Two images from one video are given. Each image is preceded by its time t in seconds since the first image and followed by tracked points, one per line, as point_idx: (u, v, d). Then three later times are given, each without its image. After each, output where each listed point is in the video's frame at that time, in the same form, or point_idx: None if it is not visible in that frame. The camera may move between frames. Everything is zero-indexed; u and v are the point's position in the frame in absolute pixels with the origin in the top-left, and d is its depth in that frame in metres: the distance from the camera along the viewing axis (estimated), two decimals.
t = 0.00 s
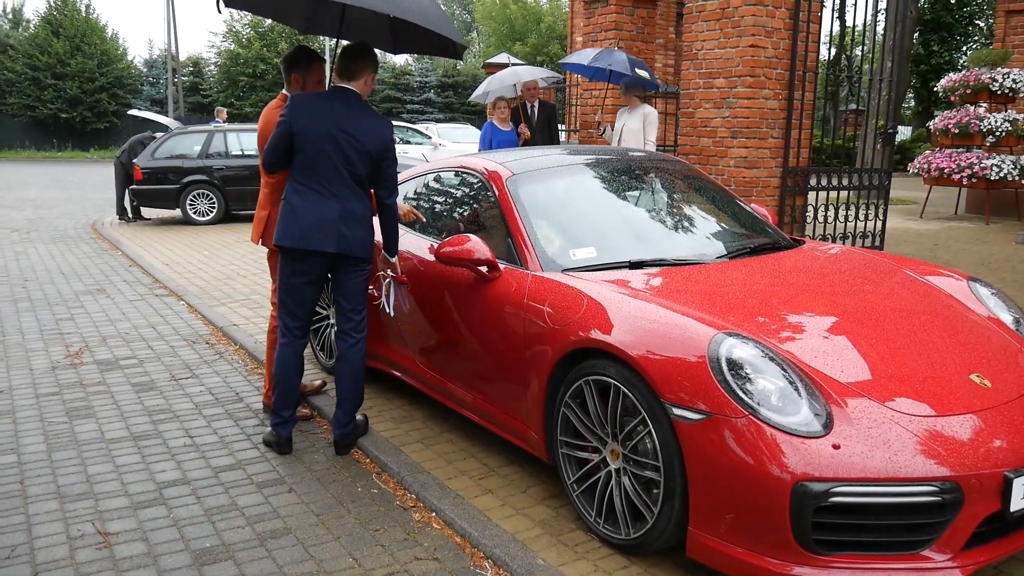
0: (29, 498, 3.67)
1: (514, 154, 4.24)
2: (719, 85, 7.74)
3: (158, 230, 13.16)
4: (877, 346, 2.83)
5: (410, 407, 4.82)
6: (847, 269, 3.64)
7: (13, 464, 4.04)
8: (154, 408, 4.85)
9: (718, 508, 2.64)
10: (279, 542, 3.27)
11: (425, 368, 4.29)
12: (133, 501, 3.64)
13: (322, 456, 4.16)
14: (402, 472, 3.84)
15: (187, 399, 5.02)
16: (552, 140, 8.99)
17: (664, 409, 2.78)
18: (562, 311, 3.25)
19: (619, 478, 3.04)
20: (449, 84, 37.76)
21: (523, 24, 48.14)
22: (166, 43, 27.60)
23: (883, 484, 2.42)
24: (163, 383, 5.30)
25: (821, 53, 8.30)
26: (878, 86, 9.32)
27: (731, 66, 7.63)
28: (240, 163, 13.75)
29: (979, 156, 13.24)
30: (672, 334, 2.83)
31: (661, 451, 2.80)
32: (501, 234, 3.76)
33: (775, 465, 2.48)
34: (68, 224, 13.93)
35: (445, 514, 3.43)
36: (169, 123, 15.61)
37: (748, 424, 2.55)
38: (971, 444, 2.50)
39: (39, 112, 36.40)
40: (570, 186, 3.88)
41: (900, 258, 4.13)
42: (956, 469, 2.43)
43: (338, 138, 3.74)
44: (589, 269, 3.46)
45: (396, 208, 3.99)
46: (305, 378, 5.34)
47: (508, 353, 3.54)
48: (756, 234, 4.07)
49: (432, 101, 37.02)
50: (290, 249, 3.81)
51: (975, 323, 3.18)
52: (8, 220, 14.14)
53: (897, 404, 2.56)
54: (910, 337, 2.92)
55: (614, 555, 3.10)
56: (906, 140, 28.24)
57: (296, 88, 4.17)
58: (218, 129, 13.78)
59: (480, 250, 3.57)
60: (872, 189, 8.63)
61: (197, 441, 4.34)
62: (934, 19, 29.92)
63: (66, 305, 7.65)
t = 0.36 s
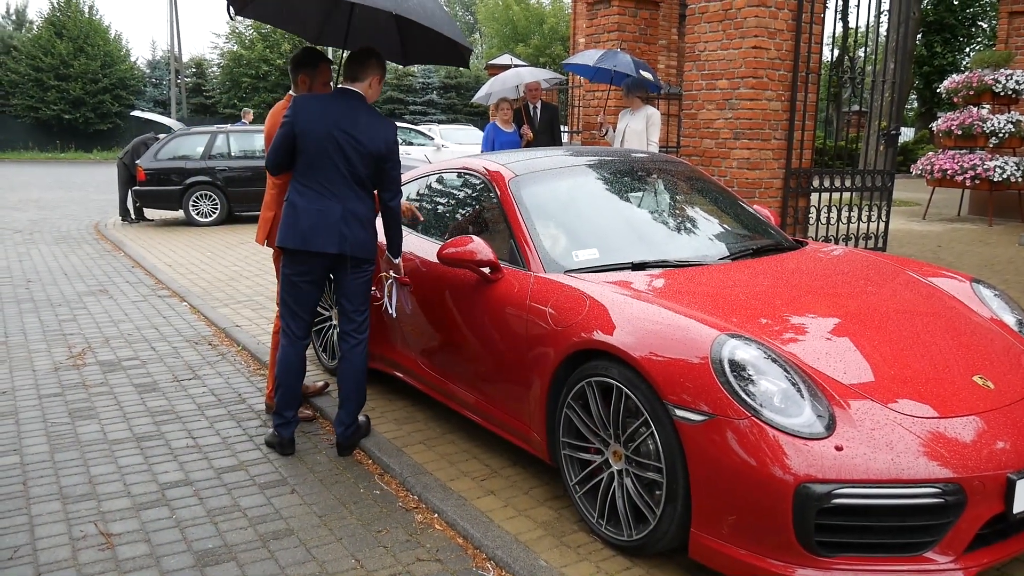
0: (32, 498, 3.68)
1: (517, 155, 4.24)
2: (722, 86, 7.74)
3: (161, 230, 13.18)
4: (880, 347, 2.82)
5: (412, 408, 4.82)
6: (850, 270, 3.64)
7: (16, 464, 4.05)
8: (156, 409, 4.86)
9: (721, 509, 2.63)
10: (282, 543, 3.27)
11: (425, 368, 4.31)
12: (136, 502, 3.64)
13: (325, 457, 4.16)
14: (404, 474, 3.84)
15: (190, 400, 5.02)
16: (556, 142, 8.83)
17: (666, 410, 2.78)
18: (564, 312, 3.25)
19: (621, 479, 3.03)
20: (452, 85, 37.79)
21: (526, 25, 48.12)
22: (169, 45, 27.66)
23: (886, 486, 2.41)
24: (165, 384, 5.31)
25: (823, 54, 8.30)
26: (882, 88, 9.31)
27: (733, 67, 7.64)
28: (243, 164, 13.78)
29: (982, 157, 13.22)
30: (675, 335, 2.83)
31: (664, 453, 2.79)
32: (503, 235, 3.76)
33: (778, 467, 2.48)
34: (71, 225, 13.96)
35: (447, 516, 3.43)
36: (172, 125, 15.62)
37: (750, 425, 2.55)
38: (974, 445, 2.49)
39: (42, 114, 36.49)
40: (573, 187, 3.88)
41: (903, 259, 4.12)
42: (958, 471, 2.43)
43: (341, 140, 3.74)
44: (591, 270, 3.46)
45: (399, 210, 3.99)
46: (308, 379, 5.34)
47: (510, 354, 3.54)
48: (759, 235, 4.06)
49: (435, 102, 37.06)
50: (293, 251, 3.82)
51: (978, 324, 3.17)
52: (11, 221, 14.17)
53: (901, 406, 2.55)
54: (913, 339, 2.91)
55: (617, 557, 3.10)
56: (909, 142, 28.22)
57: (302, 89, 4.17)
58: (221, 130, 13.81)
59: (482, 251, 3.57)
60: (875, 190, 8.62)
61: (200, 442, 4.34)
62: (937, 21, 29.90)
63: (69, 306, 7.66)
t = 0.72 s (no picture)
0: (33, 499, 3.68)
1: (518, 157, 4.24)
2: (724, 87, 7.75)
3: (162, 232, 13.19)
4: (881, 349, 2.82)
5: (414, 409, 4.82)
6: (851, 271, 3.63)
7: (17, 466, 4.04)
8: (158, 410, 4.86)
9: (723, 510, 2.63)
10: (283, 544, 3.27)
11: (425, 369, 4.32)
12: (137, 503, 3.64)
13: (326, 458, 4.16)
14: (406, 475, 3.84)
15: (191, 401, 5.02)
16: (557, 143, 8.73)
17: (668, 411, 2.77)
18: (566, 313, 3.24)
19: (623, 480, 3.03)
20: (453, 87, 37.79)
21: (527, 26, 48.12)
22: (171, 46, 27.69)
23: (888, 487, 2.41)
24: (167, 385, 5.31)
25: (825, 56, 8.30)
26: (883, 89, 9.31)
27: (735, 68, 7.64)
28: (244, 165, 13.79)
29: (983, 158, 13.21)
30: (677, 336, 2.83)
31: (665, 453, 2.79)
32: (505, 236, 3.76)
33: (780, 468, 2.47)
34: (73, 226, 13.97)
35: (449, 517, 3.43)
36: (174, 126, 15.63)
37: (752, 426, 2.55)
38: (976, 446, 2.49)
39: (43, 115, 36.51)
40: (574, 189, 3.88)
41: (905, 261, 4.12)
42: (960, 473, 2.43)
43: (344, 142, 3.75)
44: (593, 271, 3.46)
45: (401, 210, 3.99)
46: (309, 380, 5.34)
47: (512, 355, 3.53)
48: (760, 236, 4.06)
49: (436, 103, 37.12)
50: (296, 252, 3.82)
51: (979, 326, 3.16)
52: (12, 222, 14.17)
53: (902, 407, 2.55)
54: (915, 340, 2.91)
55: (618, 558, 3.10)
56: (910, 143, 28.22)
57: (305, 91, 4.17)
58: (223, 131, 13.82)
59: (484, 252, 3.57)
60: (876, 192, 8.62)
61: (201, 443, 4.34)
62: (938, 22, 29.89)
63: (71, 307, 7.66)
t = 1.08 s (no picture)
0: (34, 500, 3.68)
1: (519, 157, 4.24)
2: (725, 88, 7.75)
3: (163, 232, 13.20)
4: (882, 349, 2.82)
5: (415, 410, 4.82)
6: (852, 272, 3.63)
7: (18, 466, 4.05)
8: (159, 410, 4.86)
9: (724, 510, 2.63)
10: (284, 545, 3.27)
11: (425, 369, 4.33)
12: (138, 503, 3.65)
13: (327, 458, 4.16)
14: (407, 475, 3.84)
15: (192, 401, 5.02)
16: (558, 143, 8.71)
17: (669, 412, 2.77)
18: (567, 313, 3.24)
19: (623, 481, 3.03)
20: (454, 87, 37.73)
21: (528, 26, 48.08)
22: (171, 46, 27.69)
23: (889, 487, 2.41)
24: (168, 386, 5.31)
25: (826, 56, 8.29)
26: (884, 89, 9.30)
27: (736, 69, 7.65)
28: (245, 166, 13.79)
29: (984, 158, 13.20)
30: (677, 336, 2.83)
31: (666, 454, 2.79)
32: (506, 237, 3.76)
33: (780, 468, 2.47)
34: (74, 226, 13.97)
35: (449, 517, 3.43)
36: (175, 126, 15.64)
37: (753, 427, 2.55)
38: (977, 446, 2.49)
39: (44, 115, 36.55)
40: (575, 189, 3.88)
41: (905, 260, 4.11)
42: (961, 473, 2.42)
43: (346, 143, 3.75)
44: (594, 272, 3.46)
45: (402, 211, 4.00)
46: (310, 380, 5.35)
47: (512, 355, 3.53)
48: (761, 237, 4.06)
49: (437, 104, 37.15)
50: (301, 253, 3.83)
51: (980, 326, 3.16)
52: (13, 223, 14.18)
53: (903, 407, 2.55)
54: (916, 340, 2.91)
55: (619, 558, 3.10)
56: (910, 143, 28.21)
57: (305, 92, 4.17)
58: (224, 132, 13.82)
59: (485, 253, 3.57)
60: (877, 192, 8.61)
61: (202, 444, 4.34)
62: (939, 22, 29.88)
63: (72, 307, 7.66)
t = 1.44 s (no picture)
0: (34, 502, 3.68)
1: (519, 159, 4.24)
2: (725, 90, 7.76)
3: (163, 234, 13.20)
4: (882, 351, 2.82)
5: (415, 412, 4.82)
6: (853, 274, 3.64)
7: (19, 468, 4.05)
8: (159, 412, 4.86)
9: (724, 512, 2.63)
10: (284, 547, 3.27)
11: (423, 368, 4.34)
12: (139, 505, 3.65)
13: (328, 460, 4.16)
14: (407, 477, 3.84)
15: (193, 403, 5.03)
16: (558, 146, 8.71)
17: (670, 414, 2.77)
18: (567, 315, 3.25)
19: (624, 482, 3.03)
20: (454, 89, 37.73)
21: (529, 29, 48.09)
22: (172, 48, 27.72)
23: (889, 488, 2.41)
24: (168, 388, 5.32)
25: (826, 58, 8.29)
26: (884, 91, 9.30)
27: (737, 71, 7.65)
28: (246, 168, 13.80)
29: (984, 160, 13.20)
30: (677, 338, 2.83)
31: (667, 455, 2.79)
32: (507, 239, 3.76)
33: (781, 470, 2.47)
34: (75, 229, 13.97)
35: (450, 519, 3.43)
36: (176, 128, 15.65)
37: (754, 429, 2.55)
38: (978, 448, 2.49)
39: (45, 117, 36.59)
40: (575, 191, 3.89)
41: (906, 263, 4.11)
42: (961, 475, 2.43)
43: (347, 145, 3.75)
44: (595, 274, 3.46)
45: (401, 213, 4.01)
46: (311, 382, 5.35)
47: (513, 357, 3.53)
48: (762, 239, 4.07)
49: (437, 106, 37.17)
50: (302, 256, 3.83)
51: (980, 328, 3.16)
52: (14, 225, 14.20)
53: (903, 409, 2.55)
54: (916, 342, 2.91)
55: (620, 560, 3.10)
56: (911, 146, 28.22)
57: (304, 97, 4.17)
58: (224, 134, 13.82)
59: (484, 255, 3.56)
60: (877, 194, 8.61)
61: (203, 446, 4.35)
62: (939, 25, 29.91)
63: (72, 309, 7.67)
